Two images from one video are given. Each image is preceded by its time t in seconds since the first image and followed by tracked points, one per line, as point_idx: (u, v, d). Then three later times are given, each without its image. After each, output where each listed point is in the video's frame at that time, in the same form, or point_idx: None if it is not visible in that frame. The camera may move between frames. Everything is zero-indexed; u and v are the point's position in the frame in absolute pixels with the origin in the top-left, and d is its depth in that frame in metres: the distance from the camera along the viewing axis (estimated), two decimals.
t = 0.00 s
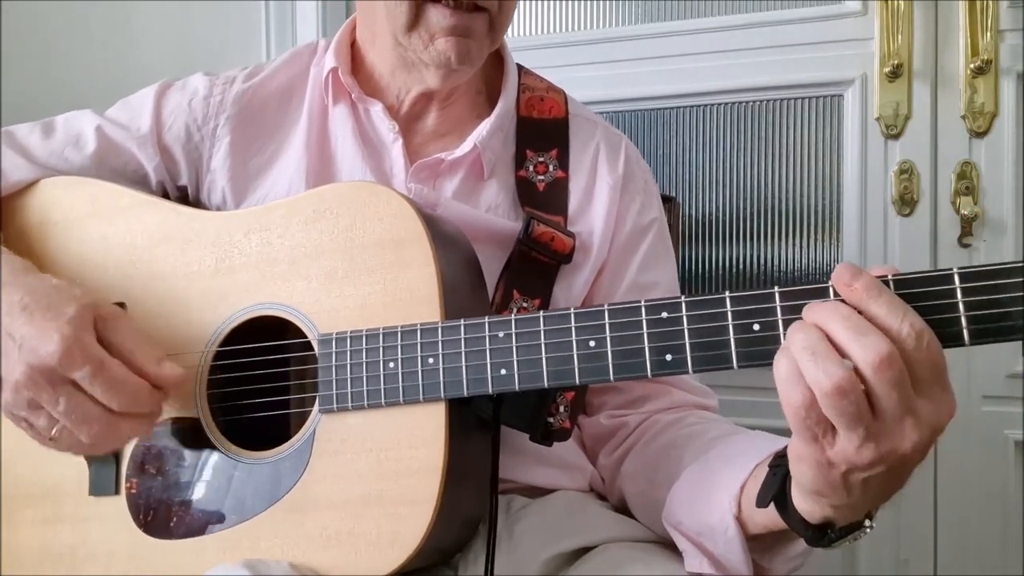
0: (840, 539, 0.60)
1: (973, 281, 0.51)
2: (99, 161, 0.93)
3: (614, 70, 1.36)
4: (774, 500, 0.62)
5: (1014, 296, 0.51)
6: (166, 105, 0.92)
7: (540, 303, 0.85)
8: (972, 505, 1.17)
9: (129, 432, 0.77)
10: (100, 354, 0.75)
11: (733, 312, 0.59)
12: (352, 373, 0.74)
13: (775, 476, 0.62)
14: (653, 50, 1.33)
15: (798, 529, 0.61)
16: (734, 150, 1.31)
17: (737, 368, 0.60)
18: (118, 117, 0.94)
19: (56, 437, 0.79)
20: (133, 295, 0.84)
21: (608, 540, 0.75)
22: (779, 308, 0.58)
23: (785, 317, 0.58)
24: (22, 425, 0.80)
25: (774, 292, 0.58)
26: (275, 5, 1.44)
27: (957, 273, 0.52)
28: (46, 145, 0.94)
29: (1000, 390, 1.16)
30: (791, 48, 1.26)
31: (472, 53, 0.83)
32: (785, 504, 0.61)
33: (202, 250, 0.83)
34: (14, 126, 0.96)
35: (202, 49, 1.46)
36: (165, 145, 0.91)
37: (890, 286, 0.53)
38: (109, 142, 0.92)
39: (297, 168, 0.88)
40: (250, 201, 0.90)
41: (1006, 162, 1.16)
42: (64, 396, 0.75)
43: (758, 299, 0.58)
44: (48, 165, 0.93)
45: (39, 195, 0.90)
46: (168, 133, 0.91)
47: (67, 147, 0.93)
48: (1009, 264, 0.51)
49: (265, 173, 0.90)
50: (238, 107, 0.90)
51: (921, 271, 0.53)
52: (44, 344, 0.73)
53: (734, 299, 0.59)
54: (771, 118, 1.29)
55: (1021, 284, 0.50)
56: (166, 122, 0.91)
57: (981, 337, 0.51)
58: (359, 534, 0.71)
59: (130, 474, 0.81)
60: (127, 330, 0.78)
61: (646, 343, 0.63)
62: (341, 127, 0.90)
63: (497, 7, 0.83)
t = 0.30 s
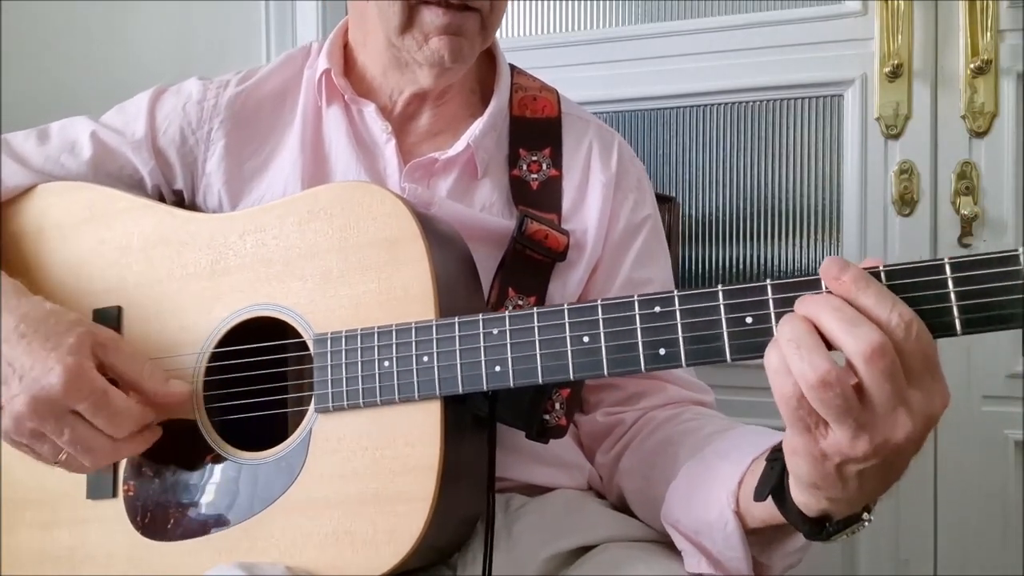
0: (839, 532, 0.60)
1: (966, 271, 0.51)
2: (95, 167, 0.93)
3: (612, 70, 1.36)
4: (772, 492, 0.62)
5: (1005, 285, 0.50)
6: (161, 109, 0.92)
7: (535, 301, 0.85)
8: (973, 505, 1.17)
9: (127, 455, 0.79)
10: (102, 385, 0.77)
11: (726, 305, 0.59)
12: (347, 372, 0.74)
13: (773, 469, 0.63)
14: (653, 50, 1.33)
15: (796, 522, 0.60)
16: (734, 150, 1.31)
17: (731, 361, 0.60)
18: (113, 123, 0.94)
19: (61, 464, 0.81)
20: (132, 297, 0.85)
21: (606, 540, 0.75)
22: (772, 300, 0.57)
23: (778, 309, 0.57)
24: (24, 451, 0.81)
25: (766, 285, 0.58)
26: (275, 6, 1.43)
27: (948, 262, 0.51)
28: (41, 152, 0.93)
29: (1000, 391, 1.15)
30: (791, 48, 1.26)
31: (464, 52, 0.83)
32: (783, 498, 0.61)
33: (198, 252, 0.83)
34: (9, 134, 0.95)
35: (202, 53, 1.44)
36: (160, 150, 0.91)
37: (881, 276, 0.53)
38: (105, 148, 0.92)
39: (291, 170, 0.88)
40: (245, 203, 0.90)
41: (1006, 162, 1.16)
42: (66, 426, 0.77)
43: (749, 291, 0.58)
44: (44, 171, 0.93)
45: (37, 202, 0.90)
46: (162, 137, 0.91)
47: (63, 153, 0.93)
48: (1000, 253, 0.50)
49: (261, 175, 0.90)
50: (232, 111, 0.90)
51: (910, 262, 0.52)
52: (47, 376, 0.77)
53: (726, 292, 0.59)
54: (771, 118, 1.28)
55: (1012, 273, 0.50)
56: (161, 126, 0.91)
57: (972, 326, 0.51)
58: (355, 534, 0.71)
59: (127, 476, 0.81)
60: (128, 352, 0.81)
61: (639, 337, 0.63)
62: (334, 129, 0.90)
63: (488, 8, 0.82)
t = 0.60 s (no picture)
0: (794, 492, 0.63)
1: (966, 270, 0.51)
2: (92, 168, 0.93)
3: (613, 71, 1.36)
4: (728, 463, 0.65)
5: (1006, 284, 0.50)
6: (158, 111, 0.92)
7: (534, 301, 0.85)
8: (974, 505, 1.17)
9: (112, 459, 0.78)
10: (89, 391, 0.76)
11: (724, 305, 0.59)
12: (345, 373, 0.74)
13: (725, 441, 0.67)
14: (653, 51, 1.33)
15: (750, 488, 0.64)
16: (733, 151, 1.31)
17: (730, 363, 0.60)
18: (110, 124, 0.94)
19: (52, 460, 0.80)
20: (130, 298, 0.85)
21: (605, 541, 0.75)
22: (770, 300, 0.57)
23: (775, 309, 0.57)
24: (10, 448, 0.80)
25: (764, 284, 0.58)
26: (275, 5, 1.43)
27: (948, 261, 0.51)
28: (38, 152, 0.93)
29: (1000, 390, 1.15)
30: (790, 48, 1.26)
31: (463, 60, 0.83)
32: (734, 465, 0.65)
33: (196, 253, 0.83)
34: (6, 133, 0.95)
35: (202, 52, 1.44)
36: (157, 153, 0.91)
37: (881, 275, 0.53)
38: (102, 149, 0.92)
39: (289, 173, 0.88)
40: (244, 204, 0.90)
41: (1006, 162, 1.16)
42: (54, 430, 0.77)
43: (748, 292, 0.58)
44: (40, 171, 0.93)
45: (34, 202, 0.90)
46: (159, 138, 0.91)
47: (60, 154, 0.93)
48: (1000, 252, 0.50)
49: (258, 178, 0.90)
50: (228, 113, 0.90)
51: (910, 262, 0.52)
52: (36, 379, 0.75)
53: (725, 292, 0.59)
54: (771, 118, 1.28)
55: (1013, 272, 0.50)
56: (158, 128, 0.91)
57: (971, 326, 0.51)
58: (354, 534, 0.71)
59: (127, 477, 0.81)
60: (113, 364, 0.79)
61: (638, 339, 0.63)
62: (331, 132, 0.90)
63: (488, 18, 0.82)
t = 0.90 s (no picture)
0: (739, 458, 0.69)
1: (972, 277, 0.51)
2: (96, 166, 0.93)
3: (614, 70, 1.36)
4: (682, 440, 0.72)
5: (1011, 291, 0.50)
6: (161, 109, 0.92)
7: (537, 301, 0.85)
8: (974, 505, 1.17)
9: (128, 447, 0.77)
10: (103, 373, 0.76)
11: (731, 311, 0.59)
12: (350, 374, 0.74)
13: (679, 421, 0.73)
14: (653, 51, 1.33)
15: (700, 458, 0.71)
16: (734, 150, 1.31)
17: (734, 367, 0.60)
18: (114, 121, 0.94)
19: (60, 450, 0.79)
20: (134, 296, 0.85)
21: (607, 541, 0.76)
22: (775, 306, 0.57)
23: (782, 313, 0.57)
24: (23, 438, 0.80)
25: (772, 289, 0.58)
26: (275, 5, 1.42)
27: (954, 269, 0.52)
28: (42, 149, 0.93)
29: (1000, 390, 1.16)
30: (790, 48, 1.26)
31: (464, 63, 0.84)
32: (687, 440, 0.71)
33: (200, 252, 0.83)
34: (9, 131, 0.95)
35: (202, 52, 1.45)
36: (161, 148, 0.91)
37: (886, 282, 0.54)
38: (106, 146, 0.92)
39: (294, 172, 0.88)
40: (247, 203, 0.90)
41: (1006, 162, 1.16)
42: (69, 414, 0.76)
43: (755, 297, 0.58)
44: (44, 168, 0.93)
45: (37, 199, 0.90)
46: (163, 136, 0.91)
47: (64, 151, 0.93)
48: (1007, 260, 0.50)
49: (261, 177, 0.90)
50: (233, 111, 0.90)
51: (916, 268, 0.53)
52: (49, 362, 0.75)
53: (731, 298, 0.59)
54: (771, 118, 1.29)
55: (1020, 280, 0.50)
56: (161, 125, 0.91)
57: (976, 333, 0.51)
58: (356, 534, 0.71)
59: (128, 475, 0.81)
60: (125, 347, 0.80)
61: (644, 343, 0.63)
62: (335, 130, 0.90)
63: (490, 20, 0.83)
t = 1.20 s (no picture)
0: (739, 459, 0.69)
1: (974, 281, 0.51)
2: (98, 164, 0.92)
3: (614, 70, 1.36)
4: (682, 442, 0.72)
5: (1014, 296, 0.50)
6: (164, 107, 0.92)
7: (539, 299, 0.85)
8: (974, 506, 1.17)
9: (128, 446, 0.77)
10: (97, 370, 0.76)
11: (732, 313, 0.59)
12: (351, 374, 0.74)
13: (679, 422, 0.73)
14: (653, 50, 1.33)
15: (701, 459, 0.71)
16: (734, 150, 1.31)
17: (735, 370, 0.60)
18: (116, 120, 0.93)
19: (61, 447, 0.79)
20: (135, 295, 0.85)
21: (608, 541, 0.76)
22: (777, 309, 0.57)
23: (783, 316, 0.57)
24: (25, 436, 0.80)
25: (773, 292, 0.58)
26: (275, 5, 1.42)
27: (956, 273, 0.52)
28: (45, 148, 0.93)
29: (1000, 390, 1.16)
30: (790, 48, 1.26)
31: (459, 56, 0.83)
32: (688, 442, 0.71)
33: (202, 251, 0.83)
34: (12, 130, 0.96)
35: (202, 53, 1.44)
36: (163, 147, 0.91)
37: (888, 285, 0.54)
38: (108, 145, 0.92)
39: (296, 169, 0.88)
40: (249, 202, 0.90)
41: (1006, 162, 1.16)
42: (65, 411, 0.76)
43: (757, 299, 0.58)
44: (46, 167, 0.93)
45: (39, 198, 0.90)
46: (166, 133, 0.91)
47: (66, 150, 0.93)
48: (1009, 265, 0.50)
49: (263, 175, 0.90)
50: (235, 109, 0.90)
51: (918, 272, 0.53)
52: (44, 360, 0.75)
53: (732, 301, 0.59)
54: (771, 118, 1.29)
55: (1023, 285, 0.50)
56: (164, 124, 0.91)
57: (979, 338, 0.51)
58: (356, 535, 0.71)
59: (129, 475, 0.81)
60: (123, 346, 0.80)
61: (645, 345, 0.63)
62: (338, 127, 0.90)
63: (487, 16, 0.83)
